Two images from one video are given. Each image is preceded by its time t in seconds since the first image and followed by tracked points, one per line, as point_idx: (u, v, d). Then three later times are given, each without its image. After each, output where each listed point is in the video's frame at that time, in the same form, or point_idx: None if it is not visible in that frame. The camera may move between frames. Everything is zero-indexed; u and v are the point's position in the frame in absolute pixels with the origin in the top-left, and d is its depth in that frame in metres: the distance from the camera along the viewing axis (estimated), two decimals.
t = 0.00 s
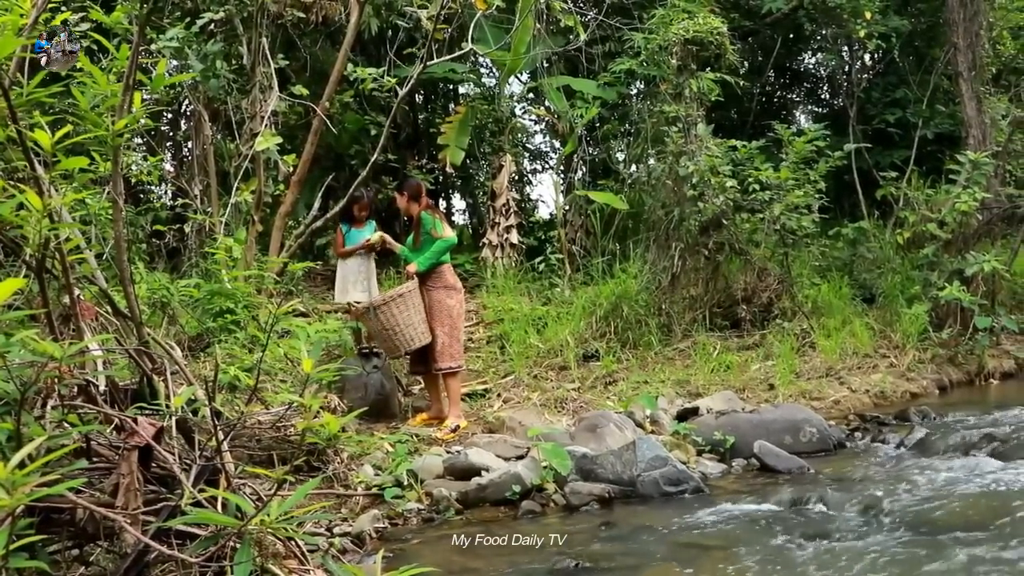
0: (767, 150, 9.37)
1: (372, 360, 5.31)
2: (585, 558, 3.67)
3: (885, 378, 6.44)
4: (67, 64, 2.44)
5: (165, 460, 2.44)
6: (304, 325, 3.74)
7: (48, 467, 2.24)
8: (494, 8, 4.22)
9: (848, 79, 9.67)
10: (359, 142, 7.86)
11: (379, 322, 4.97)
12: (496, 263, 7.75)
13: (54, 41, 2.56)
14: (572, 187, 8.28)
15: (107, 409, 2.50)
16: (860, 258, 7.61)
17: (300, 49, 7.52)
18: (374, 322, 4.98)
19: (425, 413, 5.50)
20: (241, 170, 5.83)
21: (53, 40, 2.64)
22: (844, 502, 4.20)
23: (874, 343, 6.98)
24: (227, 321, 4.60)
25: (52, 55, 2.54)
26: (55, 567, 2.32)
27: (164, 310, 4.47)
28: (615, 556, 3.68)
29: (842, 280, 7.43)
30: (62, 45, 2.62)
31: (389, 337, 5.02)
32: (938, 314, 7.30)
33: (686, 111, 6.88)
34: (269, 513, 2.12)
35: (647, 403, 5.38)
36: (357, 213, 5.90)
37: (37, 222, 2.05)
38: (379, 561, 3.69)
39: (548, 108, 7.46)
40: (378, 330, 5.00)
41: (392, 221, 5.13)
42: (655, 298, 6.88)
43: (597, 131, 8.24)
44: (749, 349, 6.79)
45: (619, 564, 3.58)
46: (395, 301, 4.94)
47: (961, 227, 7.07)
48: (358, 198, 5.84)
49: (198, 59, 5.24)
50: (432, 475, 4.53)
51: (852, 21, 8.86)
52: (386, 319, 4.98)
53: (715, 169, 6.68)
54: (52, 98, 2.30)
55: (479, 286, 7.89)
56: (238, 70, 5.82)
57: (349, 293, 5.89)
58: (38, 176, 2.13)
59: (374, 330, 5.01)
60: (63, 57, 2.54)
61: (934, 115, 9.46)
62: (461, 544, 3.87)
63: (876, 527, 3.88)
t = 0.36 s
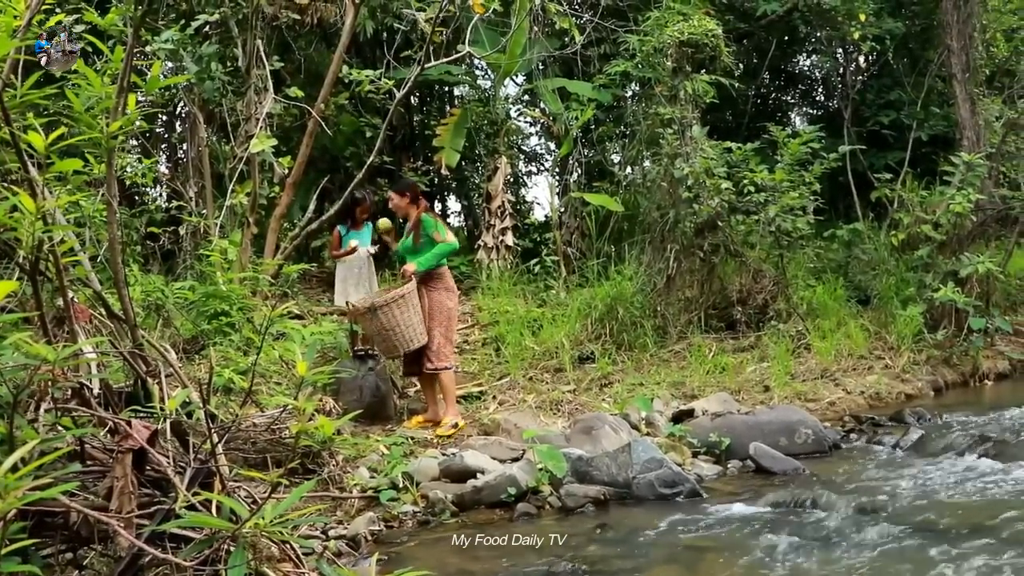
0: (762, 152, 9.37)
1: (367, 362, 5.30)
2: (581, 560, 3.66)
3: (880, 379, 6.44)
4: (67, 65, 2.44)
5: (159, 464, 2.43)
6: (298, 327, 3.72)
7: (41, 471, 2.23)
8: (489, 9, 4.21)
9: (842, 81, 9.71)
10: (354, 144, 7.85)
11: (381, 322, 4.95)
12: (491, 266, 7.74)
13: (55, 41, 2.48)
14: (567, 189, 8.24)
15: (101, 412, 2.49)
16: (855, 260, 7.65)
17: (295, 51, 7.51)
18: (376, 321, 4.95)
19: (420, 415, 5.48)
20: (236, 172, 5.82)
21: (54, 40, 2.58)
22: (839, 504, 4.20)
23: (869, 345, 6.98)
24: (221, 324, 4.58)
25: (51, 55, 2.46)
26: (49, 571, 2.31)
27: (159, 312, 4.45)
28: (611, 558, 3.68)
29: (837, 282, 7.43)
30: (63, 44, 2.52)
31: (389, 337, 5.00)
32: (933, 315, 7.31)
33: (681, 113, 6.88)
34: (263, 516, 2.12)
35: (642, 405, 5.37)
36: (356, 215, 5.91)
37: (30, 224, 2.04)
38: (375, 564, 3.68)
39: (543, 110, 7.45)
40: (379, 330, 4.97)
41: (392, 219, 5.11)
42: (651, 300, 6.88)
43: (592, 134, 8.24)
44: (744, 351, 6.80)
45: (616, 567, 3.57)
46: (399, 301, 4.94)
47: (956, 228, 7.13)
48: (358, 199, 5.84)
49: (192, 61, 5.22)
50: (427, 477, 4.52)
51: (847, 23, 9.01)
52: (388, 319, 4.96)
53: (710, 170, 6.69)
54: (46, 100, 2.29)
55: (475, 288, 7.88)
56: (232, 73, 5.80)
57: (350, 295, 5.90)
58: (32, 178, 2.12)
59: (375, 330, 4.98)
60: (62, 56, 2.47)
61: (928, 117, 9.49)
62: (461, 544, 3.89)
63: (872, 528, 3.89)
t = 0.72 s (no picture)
0: (759, 155, 9.37)
1: (364, 363, 5.29)
2: (578, 562, 3.66)
3: (877, 381, 6.45)
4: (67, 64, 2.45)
5: (155, 465, 2.44)
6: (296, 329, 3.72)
7: (36, 472, 2.22)
8: (487, 11, 4.21)
9: (840, 83, 9.78)
10: (351, 145, 7.84)
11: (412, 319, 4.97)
12: (488, 268, 7.73)
13: (55, 41, 2.51)
14: (564, 191, 8.23)
15: (96, 413, 2.49)
16: (851, 262, 7.63)
17: (291, 53, 7.50)
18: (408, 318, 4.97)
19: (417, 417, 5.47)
20: (233, 174, 5.81)
21: (55, 41, 2.57)
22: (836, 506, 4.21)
23: (866, 347, 6.98)
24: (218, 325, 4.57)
25: (51, 55, 2.48)
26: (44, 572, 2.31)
27: (155, 314, 4.44)
28: (608, 560, 3.67)
29: (834, 284, 7.43)
30: (62, 45, 2.51)
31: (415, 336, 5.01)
32: (929, 317, 7.32)
33: (678, 116, 6.88)
34: (260, 517, 2.13)
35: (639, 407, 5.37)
36: (355, 222, 5.87)
37: (26, 225, 2.03)
38: (371, 565, 3.68)
39: (540, 112, 7.46)
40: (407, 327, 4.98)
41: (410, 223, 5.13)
42: (648, 302, 6.87)
43: (589, 136, 8.23)
44: (741, 353, 6.81)
45: (613, 568, 3.57)
46: (435, 300, 4.99)
47: (952, 231, 7.16)
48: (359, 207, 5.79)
49: (189, 63, 5.21)
50: (424, 479, 4.51)
51: (844, 25, 9.00)
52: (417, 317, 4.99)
53: (707, 173, 6.69)
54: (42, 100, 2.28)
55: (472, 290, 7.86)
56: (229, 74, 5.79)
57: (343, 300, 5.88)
58: (27, 179, 2.11)
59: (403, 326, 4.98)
60: (62, 56, 2.49)
61: (924, 120, 9.51)
62: (461, 544, 3.92)
63: (869, 530, 3.89)
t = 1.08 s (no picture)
0: (755, 155, 9.37)
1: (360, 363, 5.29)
2: (573, 561, 3.67)
3: (872, 382, 6.46)
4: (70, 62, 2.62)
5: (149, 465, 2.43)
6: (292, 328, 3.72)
7: (29, 472, 2.21)
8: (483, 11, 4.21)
9: (835, 84, 9.75)
10: (347, 145, 7.83)
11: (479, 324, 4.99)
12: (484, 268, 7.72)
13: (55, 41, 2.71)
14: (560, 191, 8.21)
15: (90, 413, 2.47)
16: (847, 263, 7.65)
17: (287, 52, 7.49)
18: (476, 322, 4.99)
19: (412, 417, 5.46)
20: (228, 173, 5.79)
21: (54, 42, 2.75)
22: (830, 506, 4.21)
23: (861, 347, 6.99)
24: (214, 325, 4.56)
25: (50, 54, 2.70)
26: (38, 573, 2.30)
27: (150, 314, 4.43)
28: (603, 559, 3.68)
29: (829, 284, 7.44)
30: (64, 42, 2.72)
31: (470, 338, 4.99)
32: (924, 318, 7.34)
33: (674, 116, 6.88)
34: (254, 516, 2.14)
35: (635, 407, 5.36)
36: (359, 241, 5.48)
37: (18, 223, 2.02)
38: (366, 565, 3.68)
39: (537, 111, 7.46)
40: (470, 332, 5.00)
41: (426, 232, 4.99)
42: (643, 302, 6.87)
43: (585, 135, 8.23)
44: (736, 353, 6.82)
45: (607, 568, 3.57)
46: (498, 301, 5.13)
47: (947, 232, 7.18)
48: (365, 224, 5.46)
49: (184, 61, 5.19)
50: (419, 479, 4.51)
51: (840, 26, 9.00)
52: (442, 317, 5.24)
53: (703, 173, 6.70)
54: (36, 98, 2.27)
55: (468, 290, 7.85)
56: (224, 73, 5.78)
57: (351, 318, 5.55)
58: (20, 178, 2.10)
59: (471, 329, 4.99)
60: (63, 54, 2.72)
61: (920, 121, 9.53)
62: (461, 544, 3.91)
63: (865, 531, 3.89)
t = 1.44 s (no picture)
0: (746, 153, 9.38)
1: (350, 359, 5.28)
2: (563, 558, 3.67)
3: (862, 380, 6.48)
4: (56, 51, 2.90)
5: (136, 461, 2.42)
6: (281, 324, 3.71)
7: (14, 468, 2.20)
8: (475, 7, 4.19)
9: (827, 83, 9.77)
10: (338, 141, 7.81)
11: (507, 322, 5.76)
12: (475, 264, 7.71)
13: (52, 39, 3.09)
14: (551, 188, 8.19)
15: (76, 408, 2.45)
16: (837, 262, 7.67)
17: (278, 47, 7.47)
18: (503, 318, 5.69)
19: (402, 413, 5.42)
20: (218, 168, 5.77)
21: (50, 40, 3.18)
22: (820, 505, 4.22)
23: (851, 346, 7.02)
24: (204, 320, 4.53)
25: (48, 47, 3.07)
26: (23, 568, 2.30)
27: (139, 309, 4.41)
28: (592, 556, 3.67)
29: (820, 283, 7.46)
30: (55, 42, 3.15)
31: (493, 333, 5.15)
32: (914, 317, 7.36)
33: (666, 114, 6.89)
34: (241, 512, 2.14)
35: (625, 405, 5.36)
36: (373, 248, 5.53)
37: (6, 218, 2.01)
38: (354, 561, 3.67)
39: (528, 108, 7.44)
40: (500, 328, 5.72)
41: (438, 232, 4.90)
42: (634, 299, 6.88)
43: (577, 133, 8.22)
44: (726, 351, 6.83)
45: (596, 565, 3.57)
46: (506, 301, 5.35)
47: (937, 232, 7.20)
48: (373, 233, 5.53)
49: (175, 56, 5.16)
50: (409, 476, 4.50)
51: (832, 26, 9.01)
52: (436, 315, 5.29)
53: (695, 171, 6.70)
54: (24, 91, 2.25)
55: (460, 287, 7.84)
56: (215, 68, 5.75)
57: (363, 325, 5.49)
58: (7, 172, 2.08)
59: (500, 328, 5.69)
60: (58, 49, 3.08)
61: (911, 121, 9.55)
62: (461, 544, 3.87)
63: (853, 529, 3.90)
